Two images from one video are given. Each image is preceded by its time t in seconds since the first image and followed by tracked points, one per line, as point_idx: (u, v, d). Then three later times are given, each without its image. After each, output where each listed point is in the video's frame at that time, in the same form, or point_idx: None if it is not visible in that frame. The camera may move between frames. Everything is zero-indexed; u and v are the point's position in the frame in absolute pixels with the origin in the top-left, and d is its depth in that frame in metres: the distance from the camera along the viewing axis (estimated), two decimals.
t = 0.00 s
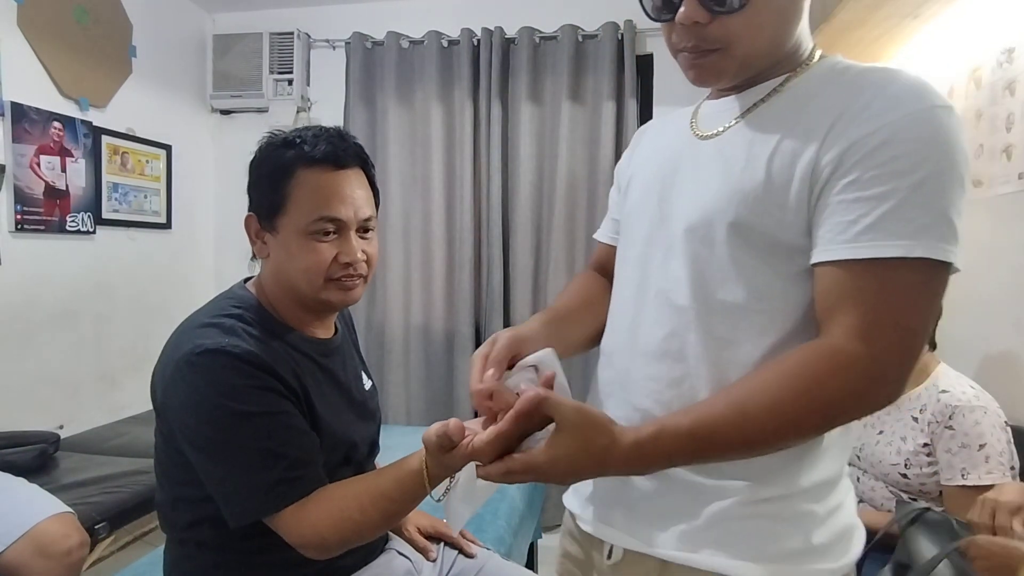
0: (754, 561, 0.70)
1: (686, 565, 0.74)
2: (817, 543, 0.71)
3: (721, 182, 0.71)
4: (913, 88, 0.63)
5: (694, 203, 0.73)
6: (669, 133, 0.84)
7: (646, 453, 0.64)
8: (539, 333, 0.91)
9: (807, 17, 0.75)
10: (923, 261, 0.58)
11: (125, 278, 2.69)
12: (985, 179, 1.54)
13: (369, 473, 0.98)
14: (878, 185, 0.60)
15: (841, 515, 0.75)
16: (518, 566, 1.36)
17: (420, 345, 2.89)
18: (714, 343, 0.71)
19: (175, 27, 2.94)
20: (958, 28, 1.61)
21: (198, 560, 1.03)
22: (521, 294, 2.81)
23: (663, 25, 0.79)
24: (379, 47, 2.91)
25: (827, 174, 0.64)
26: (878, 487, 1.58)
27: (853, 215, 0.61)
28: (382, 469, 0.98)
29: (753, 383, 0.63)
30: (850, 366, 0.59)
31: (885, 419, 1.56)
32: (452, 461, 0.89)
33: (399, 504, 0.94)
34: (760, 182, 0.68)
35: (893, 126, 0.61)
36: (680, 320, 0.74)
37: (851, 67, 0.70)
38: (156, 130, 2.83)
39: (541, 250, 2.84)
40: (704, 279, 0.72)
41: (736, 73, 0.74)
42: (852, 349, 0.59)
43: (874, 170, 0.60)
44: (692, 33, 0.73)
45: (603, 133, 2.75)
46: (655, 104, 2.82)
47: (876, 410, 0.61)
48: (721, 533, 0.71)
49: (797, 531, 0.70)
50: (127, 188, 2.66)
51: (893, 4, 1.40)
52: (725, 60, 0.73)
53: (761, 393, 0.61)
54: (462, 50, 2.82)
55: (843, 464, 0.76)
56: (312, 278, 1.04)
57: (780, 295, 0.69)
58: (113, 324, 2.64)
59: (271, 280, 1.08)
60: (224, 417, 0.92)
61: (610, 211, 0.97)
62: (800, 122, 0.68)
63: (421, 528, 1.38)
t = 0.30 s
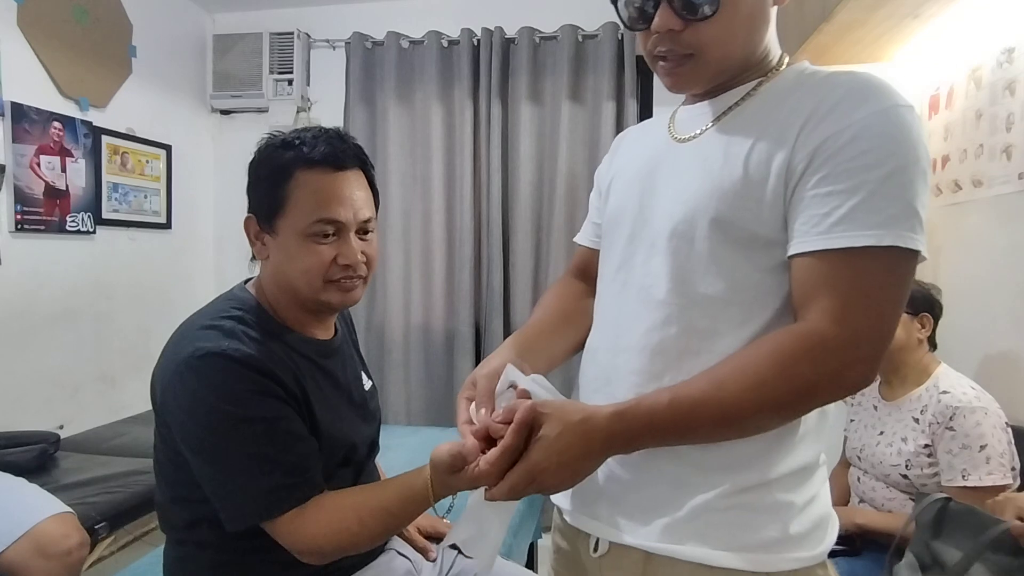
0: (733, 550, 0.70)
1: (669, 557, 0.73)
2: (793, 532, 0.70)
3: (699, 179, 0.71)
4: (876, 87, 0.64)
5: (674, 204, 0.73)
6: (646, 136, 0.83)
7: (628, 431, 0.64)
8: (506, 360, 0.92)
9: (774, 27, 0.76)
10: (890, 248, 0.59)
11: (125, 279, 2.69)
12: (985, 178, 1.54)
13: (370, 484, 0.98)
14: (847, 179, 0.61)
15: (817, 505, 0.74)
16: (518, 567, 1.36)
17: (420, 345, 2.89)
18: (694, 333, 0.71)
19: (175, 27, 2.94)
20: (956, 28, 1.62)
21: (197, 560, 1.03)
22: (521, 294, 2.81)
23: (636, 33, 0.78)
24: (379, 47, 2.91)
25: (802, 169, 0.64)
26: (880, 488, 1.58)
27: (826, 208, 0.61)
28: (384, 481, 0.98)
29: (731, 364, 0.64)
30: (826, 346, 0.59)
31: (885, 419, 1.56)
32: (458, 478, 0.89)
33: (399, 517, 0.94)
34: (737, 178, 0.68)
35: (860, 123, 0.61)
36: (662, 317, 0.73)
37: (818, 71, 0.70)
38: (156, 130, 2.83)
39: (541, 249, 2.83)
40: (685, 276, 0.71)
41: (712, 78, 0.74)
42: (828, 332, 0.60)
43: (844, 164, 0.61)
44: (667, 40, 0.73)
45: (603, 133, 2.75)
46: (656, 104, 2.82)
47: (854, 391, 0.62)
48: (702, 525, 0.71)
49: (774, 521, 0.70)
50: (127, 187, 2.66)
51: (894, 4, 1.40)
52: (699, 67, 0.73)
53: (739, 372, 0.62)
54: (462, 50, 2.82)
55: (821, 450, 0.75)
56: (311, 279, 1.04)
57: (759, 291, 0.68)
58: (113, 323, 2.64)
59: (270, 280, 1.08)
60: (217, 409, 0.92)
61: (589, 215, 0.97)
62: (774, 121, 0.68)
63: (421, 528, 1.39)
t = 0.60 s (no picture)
0: (734, 548, 0.70)
1: (670, 555, 0.73)
2: (791, 526, 0.71)
3: (685, 181, 0.71)
4: (851, 86, 0.65)
5: (660, 206, 0.73)
6: (631, 140, 0.83)
7: (622, 428, 0.64)
8: (499, 376, 0.91)
9: (750, 30, 0.76)
10: (873, 240, 0.59)
11: (124, 278, 2.69)
12: (985, 179, 1.55)
13: (372, 491, 0.97)
14: (830, 176, 0.61)
15: (812, 498, 0.74)
16: (519, 567, 1.36)
17: (420, 345, 2.89)
18: (686, 332, 0.71)
19: (175, 27, 2.94)
20: (956, 28, 1.62)
21: (197, 560, 1.03)
22: (521, 293, 2.81)
23: (616, 40, 0.78)
24: (379, 46, 2.91)
25: (785, 168, 0.64)
26: (882, 489, 1.59)
27: (810, 204, 0.62)
28: (388, 488, 0.98)
29: (722, 360, 0.64)
30: (817, 340, 0.60)
31: (886, 419, 1.57)
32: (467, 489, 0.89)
33: (402, 525, 0.95)
34: (723, 178, 0.68)
35: (837, 122, 0.62)
36: (652, 317, 0.73)
37: (795, 73, 0.70)
38: (155, 130, 2.83)
39: (540, 249, 2.84)
40: (676, 276, 0.71)
41: (692, 82, 0.74)
42: (818, 326, 0.60)
43: (826, 161, 0.61)
44: (647, 47, 0.73)
45: (603, 132, 2.75)
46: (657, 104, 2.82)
47: (847, 385, 0.62)
48: (701, 522, 0.71)
49: (771, 514, 0.70)
50: (127, 187, 2.66)
51: (895, 4, 1.40)
52: (678, 73, 0.73)
53: (731, 367, 0.62)
54: (462, 50, 2.82)
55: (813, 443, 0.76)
56: (312, 281, 1.04)
57: (749, 289, 0.69)
58: (113, 323, 2.63)
59: (271, 280, 1.08)
60: (216, 409, 0.92)
61: (576, 219, 0.97)
62: (756, 121, 0.68)
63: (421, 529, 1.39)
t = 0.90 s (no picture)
0: (735, 548, 0.70)
1: (672, 556, 0.73)
2: (792, 525, 0.71)
3: (683, 182, 0.71)
4: (848, 87, 0.65)
5: (658, 207, 0.73)
6: (626, 140, 0.83)
7: (623, 431, 0.64)
8: (501, 375, 0.92)
9: (745, 31, 0.76)
10: (873, 242, 0.59)
11: (124, 278, 2.69)
12: (985, 179, 1.55)
13: (370, 491, 0.97)
14: (830, 177, 0.61)
15: (811, 496, 0.75)
16: (520, 567, 1.36)
17: (420, 345, 2.89)
18: (686, 334, 0.71)
19: (175, 27, 2.94)
20: (956, 28, 1.62)
21: (198, 560, 1.03)
22: (521, 293, 2.81)
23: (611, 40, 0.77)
24: (379, 47, 2.91)
25: (783, 169, 0.64)
26: (884, 488, 1.58)
27: (810, 206, 0.62)
28: (387, 487, 0.97)
29: (725, 364, 0.64)
30: (818, 344, 0.60)
31: (890, 418, 1.56)
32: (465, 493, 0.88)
33: (399, 526, 0.94)
34: (721, 179, 0.68)
35: (834, 123, 0.62)
36: (651, 319, 0.73)
37: (790, 75, 0.71)
38: (155, 130, 2.83)
39: (541, 249, 2.84)
40: (675, 278, 0.71)
41: (690, 82, 0.74)
42: (819, 328, 0.60)
43: (825, 163, 0.62)
44: (644, 48, 0.72)
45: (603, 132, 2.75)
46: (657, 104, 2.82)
47: (847, 388, 0.62)
48: (701, 523, 0.71)
49: (771, 513, 0.70)
50: (127, 187, 2.66)
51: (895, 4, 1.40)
52: (672, 74, 0.73)
53: (734, 371, 0.62)
54: (462, 50, 2.82)
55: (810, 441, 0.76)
56: (310, 282, 1.04)
57: (748, 290, 0.69)
58: (113, 323, 2.63)
59: (270, 282, 1.08)
60: (217, 411, 0.92)
61: (570, 218, 0.97)
62: (754, 122, 0.69)
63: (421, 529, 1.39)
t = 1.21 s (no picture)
0: (736, 550, 0.70)
1: (672, 559, 0.73)
2: (793, 527, 0.71)
3: (687, 183, 0.71)
4: (857, 89, 0.65)
5: (662, 208, 0.72)
6: (629, 137, 0.83)
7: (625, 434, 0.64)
8: (508, 370, 0.91)
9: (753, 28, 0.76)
10: (878, 245, 0.59)
11: (125, 278, 2.68)
12: (985, 179, 1.55)
13: (367, 490, 0.97)
14: (835, 178, 0.61)
15: (813, 498, 0.75)
16: (519, 567, 1.36)
17: (420, 345, 2.89)
18: (688, 336, 0.71)
19: (175, 28, 2.94)
20: (956, 28, 1.62)
21: (197, 560, 1.03)
22: (521, 293, 2.81)
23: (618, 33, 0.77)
24: (379, 47, 2.91)
25: (789, 171, 0.64)
26: (885, 488, 1.58)
27: (816, 207, 0.62)
28: (384, 486, 0.97)
29: (728, 367, 0.64)
30: (821, 347, 0.60)
31: (892, 418, 1.56)
32: (460, 491, 0.89)
33: (399, 524, 0.94)
34: (725, 181, 0.68)
35: (841, 124, 0.62)
36: (653, 320, 0.73)
37: (797, 73, 0.71)
38: (155, 130, 2.83)
39: (541, 248, 2.84)
40: (677, 279, 0.71)
41: (697, 78, 0.74)
42: (822, 331, 0.60)
43: (831, 164, 0.62)
44: (653, 41, 0.72)
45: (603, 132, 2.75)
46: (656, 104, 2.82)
47: (849, 392, 0.62)
48: (702, 524, 0.71)
49: (773, 516, 0.70)
50: (127, 187, 2.66)
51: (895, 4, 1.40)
52: (681, 68, 0.73)
53: (738, 374, 0.62)
54: (462, 50, 2.82)
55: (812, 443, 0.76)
56: (308, 282, 1.04)
57: (751, 291, 0.69)
58: (113, 323, 2.63)
59: (268, 282, 1.08)
60: (215, 412, 0.92)
61: (570, 216, 0.97)
62: (759, 122, 0.69)
63: (421, 529, 1.39)
